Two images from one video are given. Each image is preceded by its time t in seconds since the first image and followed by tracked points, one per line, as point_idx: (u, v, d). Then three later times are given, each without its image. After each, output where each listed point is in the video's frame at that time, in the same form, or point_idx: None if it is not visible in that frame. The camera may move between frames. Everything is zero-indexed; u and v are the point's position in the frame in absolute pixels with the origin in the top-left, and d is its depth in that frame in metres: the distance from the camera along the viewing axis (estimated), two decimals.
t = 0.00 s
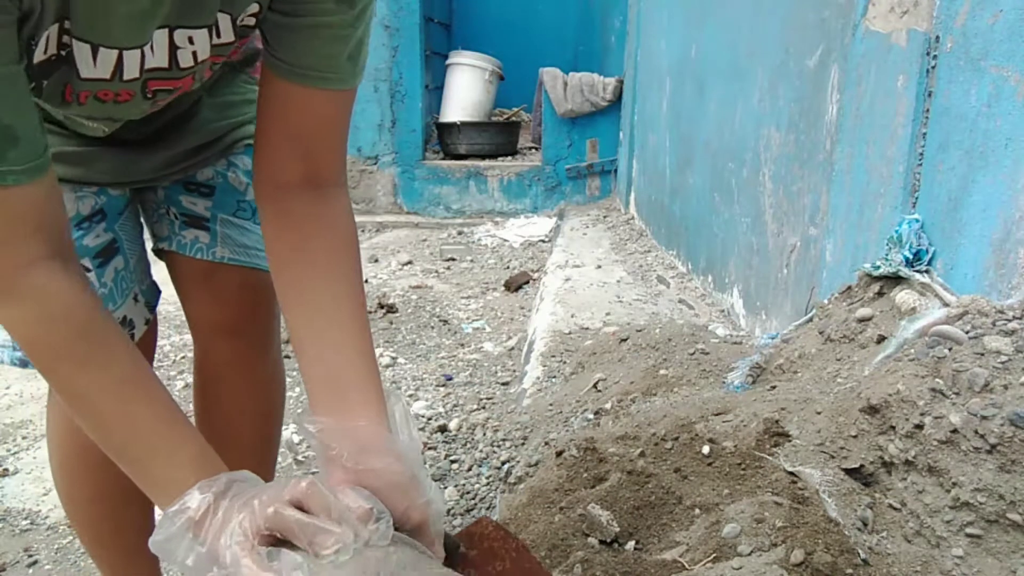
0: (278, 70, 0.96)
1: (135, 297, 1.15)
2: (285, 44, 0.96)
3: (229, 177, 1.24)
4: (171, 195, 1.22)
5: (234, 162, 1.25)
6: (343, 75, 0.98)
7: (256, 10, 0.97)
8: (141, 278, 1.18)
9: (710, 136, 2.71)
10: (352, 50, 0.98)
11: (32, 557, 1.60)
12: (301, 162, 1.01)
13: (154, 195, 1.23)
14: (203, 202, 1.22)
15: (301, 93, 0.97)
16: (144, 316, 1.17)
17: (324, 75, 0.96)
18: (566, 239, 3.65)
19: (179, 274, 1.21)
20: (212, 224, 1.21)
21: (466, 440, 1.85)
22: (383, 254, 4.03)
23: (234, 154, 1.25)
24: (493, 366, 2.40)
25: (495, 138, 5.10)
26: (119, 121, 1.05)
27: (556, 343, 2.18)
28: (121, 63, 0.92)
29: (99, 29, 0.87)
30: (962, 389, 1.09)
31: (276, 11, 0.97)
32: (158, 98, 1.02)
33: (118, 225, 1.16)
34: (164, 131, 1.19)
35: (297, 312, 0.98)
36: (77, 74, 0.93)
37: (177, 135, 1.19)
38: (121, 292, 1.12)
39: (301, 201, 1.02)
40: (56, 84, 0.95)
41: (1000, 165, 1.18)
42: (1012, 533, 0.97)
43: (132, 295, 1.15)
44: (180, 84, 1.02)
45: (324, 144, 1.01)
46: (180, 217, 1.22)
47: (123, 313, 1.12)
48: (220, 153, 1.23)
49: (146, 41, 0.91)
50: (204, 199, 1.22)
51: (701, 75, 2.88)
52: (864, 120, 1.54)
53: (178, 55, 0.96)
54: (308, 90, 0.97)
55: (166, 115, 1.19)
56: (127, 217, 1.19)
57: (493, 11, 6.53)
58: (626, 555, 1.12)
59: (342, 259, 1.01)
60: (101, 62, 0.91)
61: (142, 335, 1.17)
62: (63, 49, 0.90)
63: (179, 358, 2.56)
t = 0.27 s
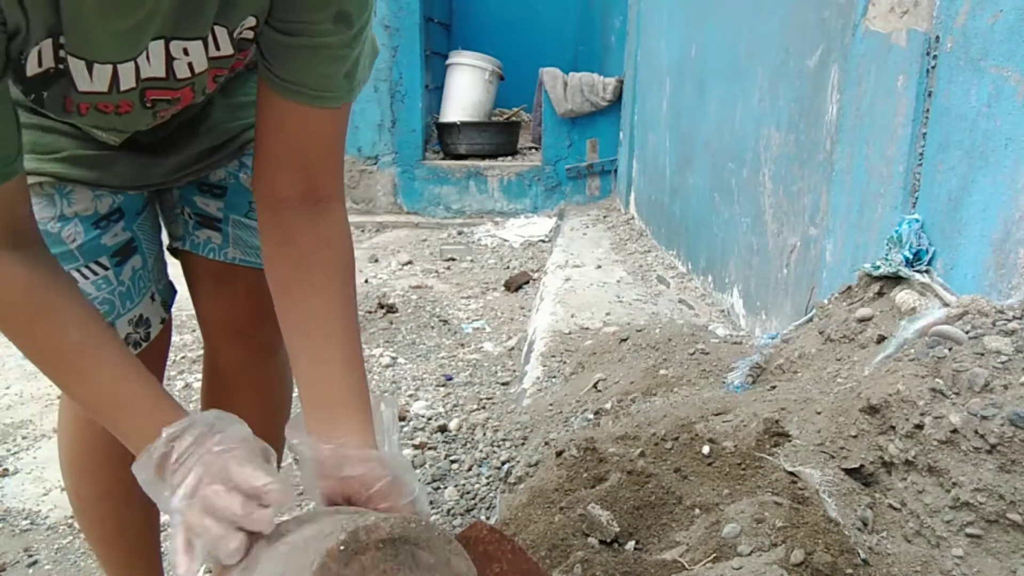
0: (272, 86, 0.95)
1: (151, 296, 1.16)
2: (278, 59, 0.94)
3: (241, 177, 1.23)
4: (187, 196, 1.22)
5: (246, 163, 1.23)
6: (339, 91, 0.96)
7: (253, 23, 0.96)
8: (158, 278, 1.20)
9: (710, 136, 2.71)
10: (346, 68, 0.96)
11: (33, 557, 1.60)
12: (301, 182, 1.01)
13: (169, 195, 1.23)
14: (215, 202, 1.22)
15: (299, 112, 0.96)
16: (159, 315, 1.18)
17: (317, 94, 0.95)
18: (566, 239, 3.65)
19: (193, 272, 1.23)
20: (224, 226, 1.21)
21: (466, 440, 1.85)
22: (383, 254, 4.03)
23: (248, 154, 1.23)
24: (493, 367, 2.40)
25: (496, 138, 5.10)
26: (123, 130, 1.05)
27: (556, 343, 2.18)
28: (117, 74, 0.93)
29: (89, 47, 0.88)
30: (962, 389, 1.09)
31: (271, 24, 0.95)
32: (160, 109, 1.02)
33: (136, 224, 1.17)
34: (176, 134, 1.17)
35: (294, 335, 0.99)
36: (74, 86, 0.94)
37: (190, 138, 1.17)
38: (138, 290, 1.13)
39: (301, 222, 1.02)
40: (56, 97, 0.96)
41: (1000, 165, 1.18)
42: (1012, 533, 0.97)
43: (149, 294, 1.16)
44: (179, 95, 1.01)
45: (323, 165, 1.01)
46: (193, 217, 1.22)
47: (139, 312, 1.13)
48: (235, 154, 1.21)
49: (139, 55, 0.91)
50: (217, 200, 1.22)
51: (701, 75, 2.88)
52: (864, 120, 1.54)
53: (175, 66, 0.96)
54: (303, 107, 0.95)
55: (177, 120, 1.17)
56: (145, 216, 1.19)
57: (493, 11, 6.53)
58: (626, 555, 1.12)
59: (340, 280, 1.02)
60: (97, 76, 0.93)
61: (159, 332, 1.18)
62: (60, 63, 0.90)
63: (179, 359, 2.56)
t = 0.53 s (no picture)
0: (283, 121, 0.98)
1: (163, 297, 1.25)
2: (288, 95, 0.97)
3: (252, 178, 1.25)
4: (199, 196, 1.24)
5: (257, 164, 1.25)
6: (343, 129, 0.99)
7: (265, 48, 0.98)
8: (169, 279, 1.28)
9: (710, 136, 2.71)
10: (348, 108, 0.98)
11: (33, 557, 1.60)
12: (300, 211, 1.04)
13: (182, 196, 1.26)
14: (228, 203, 1.24)
15: (306, 145, 0.99)
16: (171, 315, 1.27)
17: (323, 130, 0.98)
18: (566, 239, 3.65)
19: (205, 271, 1.25)
20: (237, 226, 1.24)
21: (466, 440, 1.85)
22: (383, 254, 4.03)
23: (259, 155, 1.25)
24: (493, 366, 2.40)
25: (496, 138, 5.10)
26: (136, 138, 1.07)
27: (556, 343, 2.18)
28: (138, 88, 0.96)
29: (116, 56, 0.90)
30: (962, 389, 1.09)
31: (281, 58, 0.98)
32: (174, 120, 1.06)
33: (148, 226, 1.22)
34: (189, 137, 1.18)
35: (286, 358, 1.03)
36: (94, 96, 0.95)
37: (202, 141, 1.19)
38: (152, 291, 1.22)
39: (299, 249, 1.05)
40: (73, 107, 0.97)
41: (1000, 165, 1.18)
42: (1012, 533, 0.97)
43: (161, 295, 1.24)
44: (196, 109, 1.05)
45: (325, 198, 1.05)
46: (205, 216, 1.25)
47: (153, 313, 1.22)
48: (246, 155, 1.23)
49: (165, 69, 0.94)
50: (229, 200, 1.24)
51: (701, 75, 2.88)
52: (865, 120, 1.54)
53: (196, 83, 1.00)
54: (310, 142, 0.98)
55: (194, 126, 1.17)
56: (156, 217, 1.24)
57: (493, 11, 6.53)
58: (626, 555, 1.12)
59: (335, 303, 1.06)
60: (120, 87, 0.95)
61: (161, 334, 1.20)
62: (80, 74, 0.91)
63: (179, 359, 2.56)
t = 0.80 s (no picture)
0: (290, 175, 1.00)
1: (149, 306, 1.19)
2: (298, 152, 0.99)
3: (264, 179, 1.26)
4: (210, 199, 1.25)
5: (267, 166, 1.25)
6: (348, 184, 1.01)
7: (274, 94, 1.01)
8: (156, 289, 1.24)
9: (710, 136, 2.71)
10: (353, 166, 1.01)
11: (33, 557, 1.60)
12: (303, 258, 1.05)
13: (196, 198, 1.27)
14: (241, 204, 1.25)
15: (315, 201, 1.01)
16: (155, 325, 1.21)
17: (328, 186, 1.00)
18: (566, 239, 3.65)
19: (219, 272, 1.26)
20: (252, 227, 1.25)
21: (466, 440, 1.85)
22: (383, 254, 4.03)
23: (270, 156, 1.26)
24: (493, 366, 2.40)
25: (496, 138, 5.10)
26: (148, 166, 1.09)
27: (556, 343, 2.18)
28: (161, 128, 0.98)
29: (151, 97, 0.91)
30: (962, 389, 1.09)
31: (291, 115, 1.00)
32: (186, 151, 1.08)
33: (138, 232, 1.20)
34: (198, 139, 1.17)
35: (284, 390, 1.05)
36: (117, 133, 0.97)
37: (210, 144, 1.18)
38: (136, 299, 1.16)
39: (303, 296, 1.06)
40: (96, 139, 0.99)
41: (1000, 165, 1.18)
42: (1012, 533, 0.97)
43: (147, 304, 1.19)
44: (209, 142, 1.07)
45: (324, 245, 1.06)
46: (219, 218, 1.26)
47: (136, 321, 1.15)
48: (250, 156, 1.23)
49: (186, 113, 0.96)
50: (242, 202, 1.25)
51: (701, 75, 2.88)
52: (865, 120, 1.54)
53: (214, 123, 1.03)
54: (316, 198, 1.00)
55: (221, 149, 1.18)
56: (147, 224, 1.22)
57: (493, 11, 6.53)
58: (625, 555, 1.12)
59: (334, 340, 1.08)
60: (143, 126, 0.96)
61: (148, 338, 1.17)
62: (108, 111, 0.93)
63: (179, 359, 2.56)
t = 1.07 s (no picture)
0: (282, 186, 1.05)
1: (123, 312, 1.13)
2: (291, 164, 1.04)
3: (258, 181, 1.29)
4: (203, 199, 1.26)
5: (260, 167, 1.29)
6: (337, 193, 1.07)
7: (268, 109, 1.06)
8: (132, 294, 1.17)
9: (710, 135, 2.71)
10: (344, 176, 1.06)
11: (33, 557, 1.60)
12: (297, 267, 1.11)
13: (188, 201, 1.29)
14: (235, 206, 1.28)
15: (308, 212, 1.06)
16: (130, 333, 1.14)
17: (320, 195, 1.05)
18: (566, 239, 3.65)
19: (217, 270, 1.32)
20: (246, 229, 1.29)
21: (466, 440, 1.85)
22: (383, 254, 4.03)
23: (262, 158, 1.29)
24: (493, 366, 2.40)
25: (496, 138, 5.11)
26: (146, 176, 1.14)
27: (556, 343, 2.19)
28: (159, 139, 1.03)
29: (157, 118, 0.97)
30: (962, 389, 1.09)
31: (284, 127, 1.04)
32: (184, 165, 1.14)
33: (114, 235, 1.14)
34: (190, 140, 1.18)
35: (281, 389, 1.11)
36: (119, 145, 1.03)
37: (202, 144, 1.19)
38: (108, 306, 1.11)
39: (294, 301, 1.12)
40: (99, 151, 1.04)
41: (1000, 165, 1.18)
42: (1012, 533, 0.97)
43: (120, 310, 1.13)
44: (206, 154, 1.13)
45: (312, 252, 1.12)
46: (213, 220, 1.28)
47: (107, 327, 1.10)
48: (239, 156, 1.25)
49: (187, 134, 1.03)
50: (237, 203, 1.28)
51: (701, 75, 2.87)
52: (865, 120, 1.54)
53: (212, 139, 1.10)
54: (308, 207, 1.06)
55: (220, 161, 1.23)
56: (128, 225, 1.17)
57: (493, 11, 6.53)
58: (626, 555, 1.12)
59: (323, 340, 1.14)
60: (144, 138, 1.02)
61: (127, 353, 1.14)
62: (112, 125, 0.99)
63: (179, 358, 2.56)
